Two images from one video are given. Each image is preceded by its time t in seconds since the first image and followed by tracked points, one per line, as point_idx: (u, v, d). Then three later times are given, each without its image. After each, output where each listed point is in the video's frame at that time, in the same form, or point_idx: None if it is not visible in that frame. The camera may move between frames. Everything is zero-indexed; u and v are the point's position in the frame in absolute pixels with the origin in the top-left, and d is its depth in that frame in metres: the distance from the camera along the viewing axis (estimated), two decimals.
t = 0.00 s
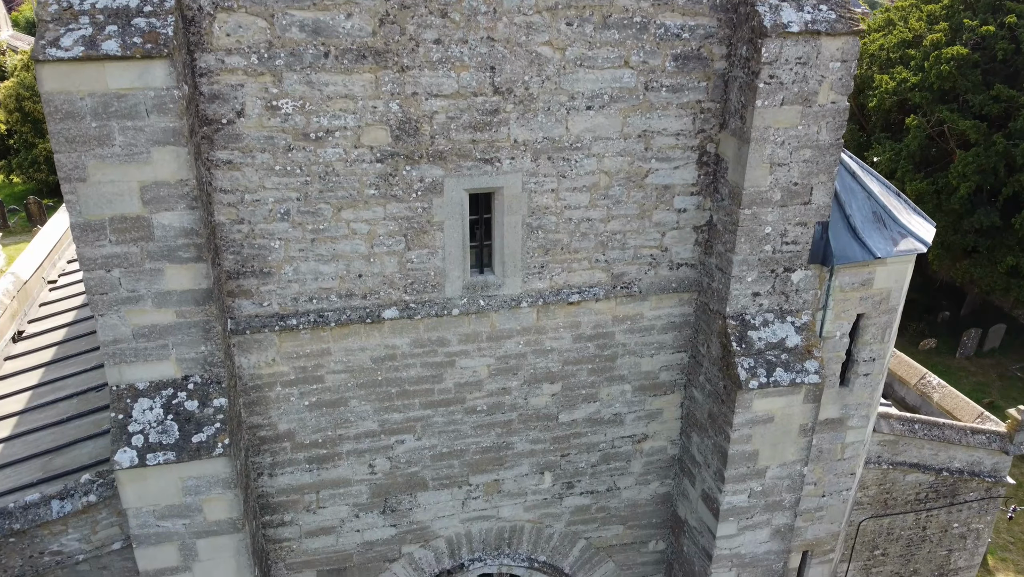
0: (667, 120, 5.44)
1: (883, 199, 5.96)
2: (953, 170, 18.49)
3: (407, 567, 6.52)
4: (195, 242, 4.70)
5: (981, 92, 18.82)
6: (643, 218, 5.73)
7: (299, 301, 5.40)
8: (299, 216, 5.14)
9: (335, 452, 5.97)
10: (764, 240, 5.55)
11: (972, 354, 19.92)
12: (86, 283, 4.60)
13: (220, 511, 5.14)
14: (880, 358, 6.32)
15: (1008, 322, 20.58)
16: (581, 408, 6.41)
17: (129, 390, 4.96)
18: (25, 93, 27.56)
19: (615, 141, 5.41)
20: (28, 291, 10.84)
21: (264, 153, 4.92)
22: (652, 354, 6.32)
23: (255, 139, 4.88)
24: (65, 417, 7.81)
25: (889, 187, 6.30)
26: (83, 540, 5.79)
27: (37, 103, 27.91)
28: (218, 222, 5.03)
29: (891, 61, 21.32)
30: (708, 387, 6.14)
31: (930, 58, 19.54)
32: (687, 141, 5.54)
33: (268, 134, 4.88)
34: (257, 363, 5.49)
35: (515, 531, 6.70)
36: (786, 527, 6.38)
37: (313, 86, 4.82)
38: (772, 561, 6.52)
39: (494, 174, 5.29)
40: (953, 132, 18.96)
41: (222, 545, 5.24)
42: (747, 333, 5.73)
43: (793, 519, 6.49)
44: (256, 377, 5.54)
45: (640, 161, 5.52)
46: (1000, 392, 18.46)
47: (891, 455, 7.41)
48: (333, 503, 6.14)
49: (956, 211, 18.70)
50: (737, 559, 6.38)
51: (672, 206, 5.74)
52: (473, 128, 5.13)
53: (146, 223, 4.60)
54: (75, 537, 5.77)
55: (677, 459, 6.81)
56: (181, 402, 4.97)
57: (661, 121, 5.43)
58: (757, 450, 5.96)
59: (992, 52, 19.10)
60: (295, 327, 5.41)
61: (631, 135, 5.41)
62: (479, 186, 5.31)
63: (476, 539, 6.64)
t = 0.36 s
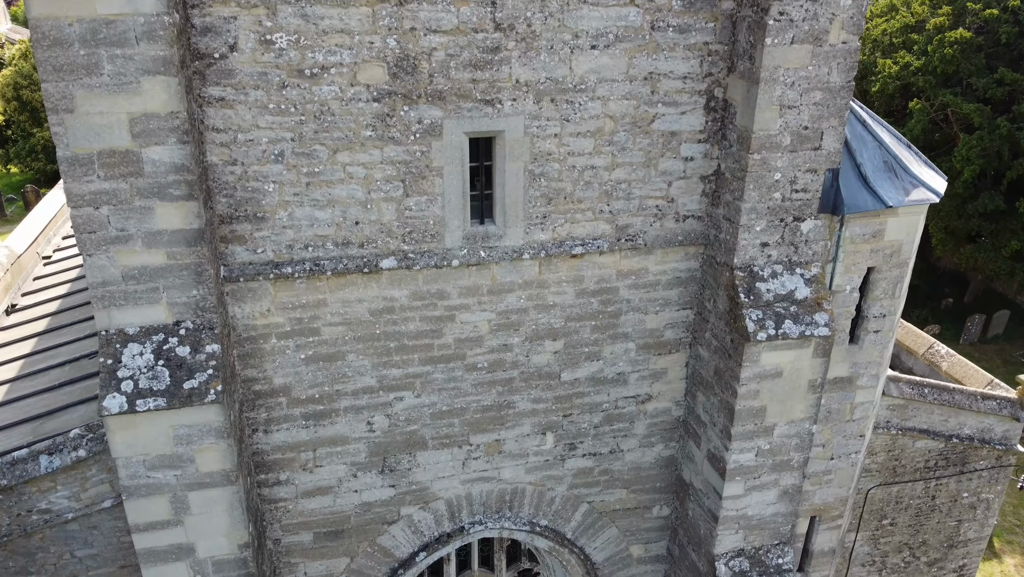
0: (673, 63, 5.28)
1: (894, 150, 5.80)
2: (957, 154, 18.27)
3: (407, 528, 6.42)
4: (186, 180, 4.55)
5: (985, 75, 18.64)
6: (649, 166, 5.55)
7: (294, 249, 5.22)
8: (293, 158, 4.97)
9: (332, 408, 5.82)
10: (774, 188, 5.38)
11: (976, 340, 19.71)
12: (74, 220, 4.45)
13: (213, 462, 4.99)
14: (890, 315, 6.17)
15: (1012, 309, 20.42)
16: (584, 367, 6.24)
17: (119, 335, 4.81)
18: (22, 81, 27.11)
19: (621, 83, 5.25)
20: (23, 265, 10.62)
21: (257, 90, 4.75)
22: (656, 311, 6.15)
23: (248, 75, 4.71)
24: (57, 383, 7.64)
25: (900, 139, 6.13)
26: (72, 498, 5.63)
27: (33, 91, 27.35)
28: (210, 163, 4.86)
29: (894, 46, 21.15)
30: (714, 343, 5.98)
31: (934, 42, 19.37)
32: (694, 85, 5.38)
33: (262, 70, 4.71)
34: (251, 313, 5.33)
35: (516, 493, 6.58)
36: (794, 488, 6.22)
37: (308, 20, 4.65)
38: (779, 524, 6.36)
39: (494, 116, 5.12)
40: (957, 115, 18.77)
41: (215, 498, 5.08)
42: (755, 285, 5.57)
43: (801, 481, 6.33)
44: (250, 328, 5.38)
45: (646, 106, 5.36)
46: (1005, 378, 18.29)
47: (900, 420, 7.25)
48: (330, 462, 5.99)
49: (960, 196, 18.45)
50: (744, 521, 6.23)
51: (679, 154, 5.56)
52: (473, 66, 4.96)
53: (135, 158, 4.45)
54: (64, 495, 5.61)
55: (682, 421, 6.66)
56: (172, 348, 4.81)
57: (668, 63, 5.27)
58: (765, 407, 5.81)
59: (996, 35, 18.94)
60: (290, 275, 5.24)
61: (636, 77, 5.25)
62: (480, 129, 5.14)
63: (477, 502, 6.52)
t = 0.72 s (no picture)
0: (679, 2, 5.13)
1: (904, 97, 5.66)
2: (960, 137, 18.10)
3: (405, 489, 6.29)
4: (176, 113, 4.40)
5: (988, 59, 18.48)
6: (654, 112, 5.39)
7: (288, 193, 5.06)
8: (287, 97, 4.82)
9: (328, 363, 5.66)
10: (782, 132, 5.23)
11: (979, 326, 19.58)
12: (60, 153, 4.31)
13: (204, 411, 4.84)
14: (900, 269, 6.04)
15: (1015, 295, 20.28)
16: (586, 324, 6.07)
17: (107, 277, 4.67)
18: (19, 70, 26.92)
19: (625, 23, 5.10)
20: (16, 238, 10.43)
21: (249, 24, 4.59)
22: (661, 267, 5.97)
23: (240, 7, 4.55)
24: (48, 347, 7.47)
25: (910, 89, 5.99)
26: (60, 454, 5.47)
27: (32, 79, 27.22)
28: (201, 100, 4.70)
29: (896, 31, 21.00)
30: (720, 297, 5.82)
31: (936, 25, 19.23)
32: (700, 27, 5.24)
33: (254, 2, 4.55)
34: (244, 261, 5.18)
35: (517, 454, 6.46)
36: (801, 447, 6.07)
37: None
38: (786, 486, 6.22)
39: (494, 55, 4.97)
40: (959, 99, 18.62)
41: (207, 449, 4.94)
42: (762, 234, 5.41)
43: (809, 441, 6.19)
44: (243, 277, 5.22)
45: (650, 47, 5.21)
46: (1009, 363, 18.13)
47: (908, 384, 7.10)
48: (326, 419, 5.85)
49: (963, 179, 18.28)
50: (750, 481, 6.09)
51: (685, 100, 5.41)
52: (473, 2, 4.81)
53: (123, 89, 4.29)
54: (52, 451, 5.45)
55: (686, 382, 6.52)
56: (162, 290, 4.66)
57: (673, 2, 5.12)
58: (772, 361, 5.65)
59: (999, 19, 18.80)
60: (284, 221, 5.08)
61: (641, 17, 5.10)
62: (480, 69, 4.98)
63: (477, 463, 6.39)
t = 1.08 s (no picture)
0: None
1: (916, 44, 5.50)
2: (964, 122, 17.94)
3: (405, 451, 6.15)
4: (166, 45, 4.24)
5: (991, 43, 18.31)
6: (660, 57, 5.23)
7: (282, 136, 4.89)
8: (281, 35, 4.65)
9: (325, 318, 5.47)
10: (793, 76, 5.07)
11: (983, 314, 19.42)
12: (47, 85, 4.14)
13: (195, 359, 4.68)
14: (912, 224, 5.89)
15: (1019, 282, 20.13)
16: (589, 282, 5.87)
17: (95, 219, 4.51)
18: (18, 59, 26.77)
19: None
20: (10, 212, 10.27)
21: None
22: (667, 221, 5.79)
23: None
24: (40, 313, 7.28)
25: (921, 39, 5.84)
26: (48, 410, 5.31)
27: (30, 69, 27.07)
28: (192, 36, 4.53)
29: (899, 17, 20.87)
30: (728, 252, 5.65)
31: (940, 10, 19.12)
32: None
33: None
34: (237, 208, 5.01)
35: (519, 416, 6.31)
36: (811, 407, 5.91)
37: None
38: (795, 448, 6.06)
39: None
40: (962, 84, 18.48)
41: (199, 400, 4.78)
42: (772, 182, 5.25)
43: (818, 402, 6.02)
44: (236, 225, 5.05)
45: None
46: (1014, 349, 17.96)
47: (919, 348, 6.94)
48: (323, 377, 5.68)
49: (967, 164, 18.15)
50: (758, 442, 5.93)
51: (692, 44, 5.25)
52: None
53: (112, 19, 4.13)
54: (40, 407, 5.29)
55: (692, 343, 6.35)
56: (152, 232, 4.51)
57: None
58: (782, 316, 5.48)
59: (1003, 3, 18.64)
60: (278, 165, 4.90)
61: None
62: (481, 7, 4.82)
63: (478, 425, 6.25)
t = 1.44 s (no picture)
0: None
1: None
2: (968, 107, 17.80)
3: (404, 415, 5.98)
4: None
5: (995, 28, 18.14)
6: None
7: (276, 79, 4.71)
8: None
9: (321, 273, 5.29)
10: (806, 18, 4.89)
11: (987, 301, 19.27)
12: (32, 15, 3.96)
13: (186, 307, 4.51)
14: (926, 178, 5.72)
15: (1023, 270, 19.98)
16: (594, 239, 5.68)
17: (82, 159, 4.34)
18: (15, 49, 26.63)
19: None
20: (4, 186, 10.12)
21: None
22: (675, 175, 5.60)
23: None
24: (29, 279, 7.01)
25: None
26: (35, 366, 5.13)
27: (28, 59, 26.93)
28: None
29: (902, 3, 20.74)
30: (737, 206, 5.46)
31: None
32: None
33: None
34: (229, 154, 4.82)
35: (521, 380, 6.13)
36: (822, 368, 5.73)
37: None
38: (806, 411, 5.87)
39: None
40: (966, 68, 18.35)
41: (190, 351, 4.61)
42: (784, 130, 5.07)
43: (830, 363, 5.84)
44: (229, 172, 4.87)
45: None
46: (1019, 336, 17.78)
47: (932, 313, 6.77)
48: (319, 336, 5.49)
49: (971, 149, 18.02)
50: (767, 404, 5.75)
51: None
52: None
53: None
54: (27, 362, 5.11)
55: (699, 305, 6.16)
56: (141, 173, 4.35)
57: None
58: (793, 270, 5.31)
59: None
60: (271, 109, 4.72)
61: None
62: None
63: (479, 388, 6.07)
